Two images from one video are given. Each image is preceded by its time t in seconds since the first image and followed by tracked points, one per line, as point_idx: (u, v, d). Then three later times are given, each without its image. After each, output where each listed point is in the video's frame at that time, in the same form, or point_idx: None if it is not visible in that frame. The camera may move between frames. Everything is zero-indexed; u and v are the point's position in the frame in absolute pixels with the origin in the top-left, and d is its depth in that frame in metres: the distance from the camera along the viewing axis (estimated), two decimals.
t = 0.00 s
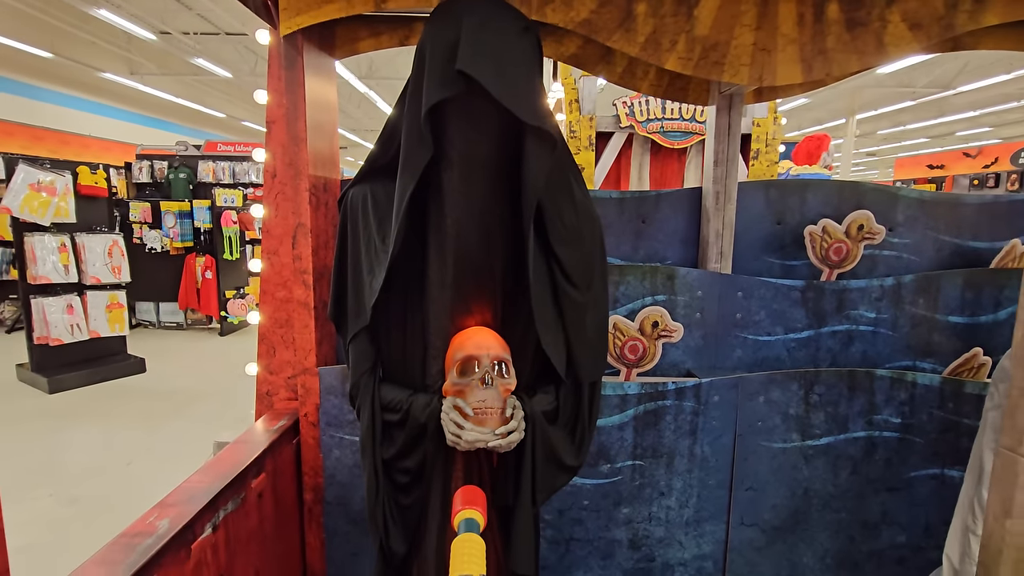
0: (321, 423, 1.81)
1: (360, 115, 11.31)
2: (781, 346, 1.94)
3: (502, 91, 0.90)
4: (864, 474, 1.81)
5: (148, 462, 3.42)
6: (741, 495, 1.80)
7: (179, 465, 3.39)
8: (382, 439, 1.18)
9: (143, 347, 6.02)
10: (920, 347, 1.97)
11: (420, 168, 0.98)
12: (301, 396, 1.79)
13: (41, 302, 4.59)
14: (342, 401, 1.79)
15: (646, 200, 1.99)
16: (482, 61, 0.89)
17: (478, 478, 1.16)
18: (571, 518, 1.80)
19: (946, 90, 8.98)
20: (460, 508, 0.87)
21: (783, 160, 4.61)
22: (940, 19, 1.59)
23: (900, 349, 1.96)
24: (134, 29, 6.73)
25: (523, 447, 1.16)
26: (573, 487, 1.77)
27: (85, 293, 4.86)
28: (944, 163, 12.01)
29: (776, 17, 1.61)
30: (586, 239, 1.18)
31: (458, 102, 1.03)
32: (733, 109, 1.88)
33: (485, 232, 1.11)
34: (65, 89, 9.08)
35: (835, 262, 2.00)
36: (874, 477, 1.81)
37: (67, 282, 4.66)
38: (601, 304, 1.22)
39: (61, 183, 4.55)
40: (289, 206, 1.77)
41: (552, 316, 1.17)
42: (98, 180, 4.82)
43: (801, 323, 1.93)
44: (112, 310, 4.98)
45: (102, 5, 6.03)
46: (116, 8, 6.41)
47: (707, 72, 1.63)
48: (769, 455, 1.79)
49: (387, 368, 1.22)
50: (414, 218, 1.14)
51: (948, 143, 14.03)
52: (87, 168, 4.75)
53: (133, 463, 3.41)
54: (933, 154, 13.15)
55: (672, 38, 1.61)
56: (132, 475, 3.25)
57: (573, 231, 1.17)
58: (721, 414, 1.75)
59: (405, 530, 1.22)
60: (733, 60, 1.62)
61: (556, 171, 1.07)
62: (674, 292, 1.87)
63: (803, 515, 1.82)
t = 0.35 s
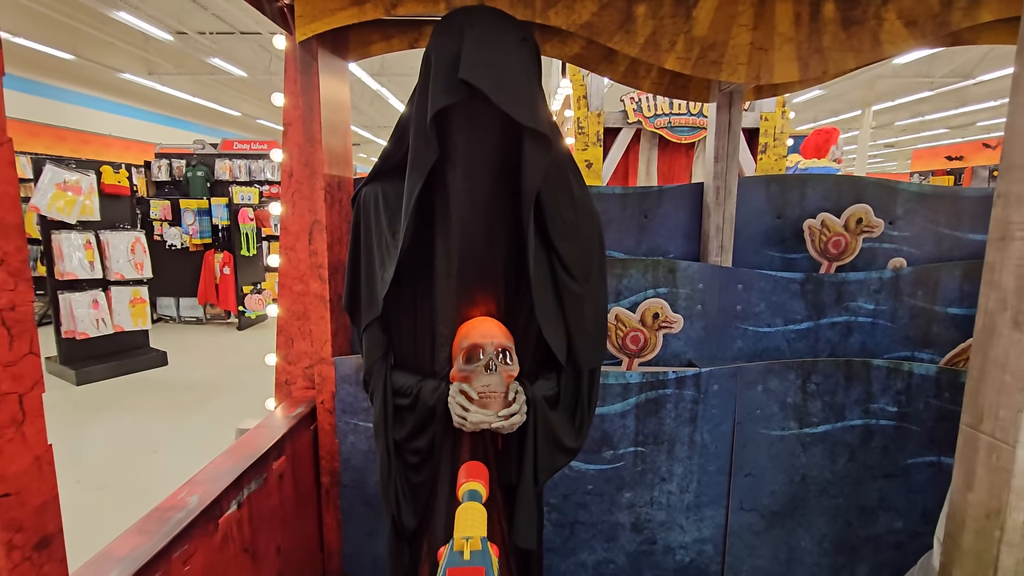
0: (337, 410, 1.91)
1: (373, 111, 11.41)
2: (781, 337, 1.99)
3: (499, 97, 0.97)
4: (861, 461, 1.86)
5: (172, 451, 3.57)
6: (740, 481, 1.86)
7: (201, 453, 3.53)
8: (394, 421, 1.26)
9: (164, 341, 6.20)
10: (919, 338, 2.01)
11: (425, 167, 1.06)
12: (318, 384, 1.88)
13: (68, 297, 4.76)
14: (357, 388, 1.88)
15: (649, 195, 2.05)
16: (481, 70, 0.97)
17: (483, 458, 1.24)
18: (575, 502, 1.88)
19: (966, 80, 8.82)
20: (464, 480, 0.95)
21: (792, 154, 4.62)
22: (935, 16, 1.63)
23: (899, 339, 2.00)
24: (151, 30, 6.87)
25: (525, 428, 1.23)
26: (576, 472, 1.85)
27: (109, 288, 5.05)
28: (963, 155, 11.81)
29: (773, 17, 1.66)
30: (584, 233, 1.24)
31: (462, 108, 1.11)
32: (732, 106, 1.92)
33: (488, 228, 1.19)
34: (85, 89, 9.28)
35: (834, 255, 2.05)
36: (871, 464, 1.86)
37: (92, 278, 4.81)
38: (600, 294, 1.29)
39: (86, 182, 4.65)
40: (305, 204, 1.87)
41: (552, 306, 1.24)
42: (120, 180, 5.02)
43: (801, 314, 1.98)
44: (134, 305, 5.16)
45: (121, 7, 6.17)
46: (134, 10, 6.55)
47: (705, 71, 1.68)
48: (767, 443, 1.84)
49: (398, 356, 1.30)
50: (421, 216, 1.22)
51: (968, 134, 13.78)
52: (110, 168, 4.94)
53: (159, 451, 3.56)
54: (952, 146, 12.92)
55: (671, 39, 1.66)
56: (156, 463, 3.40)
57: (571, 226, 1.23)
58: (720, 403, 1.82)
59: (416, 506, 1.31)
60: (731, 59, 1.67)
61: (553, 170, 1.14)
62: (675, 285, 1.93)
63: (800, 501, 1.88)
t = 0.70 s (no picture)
0: (352, 399, 2.00)
1: (382, 107, 11.48)
2: (782, 327, 2.03)
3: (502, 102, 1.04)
4: (860, 447, 1.90)
5: (194, 441, 3.70)
6: (741, 466, 1.92)
7: (222, 442, 3.66)
8: (406, 407, 1.34)
9: (183, 336, 6.36)
10: (919, 327, 2.04)
11: (433, 168, 1.13)
12: (334, 375, 1.97)
13: (92, 295, 4.85)
14: (371, 378, 1.97)
15: (652, 189, 2.10)
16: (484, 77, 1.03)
17: (491, 441, 1.31)
18: (581, 487, 1.95)
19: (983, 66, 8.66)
20: (472, 458, 1.03)
21: (800, 145, 4.62)
22: (932, 10, 1.67)
23: (900, 328, 2.03)
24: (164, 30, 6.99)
25: (530, 413, 1.30)
26: (582, 458, 1.93)
27: (130, 285, 5.18)
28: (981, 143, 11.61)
29: (771, 13, 1.70)
30: (585, 228, 1.30)
31: (467, 113, 1.17)
32: (733, 101, 1.96)
33: (493, 224, 1.25)
34: (102, 90, 9.45)
35: (834, 247, 2.08)
36: (870, 450, 1.90)
37: (115, 275, 4.90)
38: (601, 286, 1.35)
39: (107, 182, 4.78)
40: (320, 202, 1.95)
41: (555, 298, 1.30)
42: (139, 179, 5.24)
43: (802, 305, 2.02)
44: (155, 300, 5.33)
45: (136, 9, 6.28)
46: (148, 11, 6.65)
47: (706, 68, 1.72)
48: (768, 429, 1.90)
49: (410, 346, 1.37)
50: (430, 214, 1.29)
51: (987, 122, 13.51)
52: (129, 167, 5.14)
53: (182, 440, 3.70)
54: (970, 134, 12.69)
55: (672, 37, 1.70)
56: (180, 451, 3.53)
57: (573, 222, 1.29)
58: (721, 391, 1.87)
59: (427, 487, 1.39)
60: (731, 55, 1.71)
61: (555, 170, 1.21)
62: (678, 277, 1.98)
63: (801, 486, 1.94)
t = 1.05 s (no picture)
0: (363, 393, 2.07)
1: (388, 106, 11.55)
2: (781, 320, 2.08)
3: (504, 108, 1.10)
4: (857, 437, 1.95)
5: (208, 436, 3.80)
6: (740, 456, 1.97)
7: (234, 437, 3.76)
8: (416, 398, 1.40)
9: (194, 334, 6.47)
10: (916, 319, 2.08)
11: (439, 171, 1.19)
12: (345, 369, 2.04)
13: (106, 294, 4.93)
14: (381, 372, 2.04)
15: (653, 187, 2.16)
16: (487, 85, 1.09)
17: (497, 429, 1.38)
18: (586, 476, 2.01)
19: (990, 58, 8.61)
20: (479, 444, 1.10)
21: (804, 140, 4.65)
22: (925, 10, 1.71)
23: (897, 321, 2.07)
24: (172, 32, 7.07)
25: (534, 404, 1.36)
26: (586, 448, 1.99)
27: (143, 285, 5.26)
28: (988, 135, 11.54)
29: (767, 15, 1.74)
30: (586, 226, 1.36)
31: (472, 119, 1.24)
32: (731, 100, 2.00)
33: (497, 223, 1.31)
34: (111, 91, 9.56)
35: (832, 242, 2.13)
36: (867, 440, 1.95)
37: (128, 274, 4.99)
38: (602, 281, 1.40)
39: (120, 183, 4.87)
40: (331, 202, 2.02)
41: (558, 293, 1.36)
42: (151, 180, 5.32)
43: (800, 299, 2.07)
44: (167, 299, 5.40)
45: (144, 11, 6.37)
46: (156, 12, 6.74)
47: (704, 68, 1.77)
48: (766, 420, 1.95)
49: (419, 340, 1.44)
50: (438, 215, 1.35)
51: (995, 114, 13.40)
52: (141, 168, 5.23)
53: (195, 435, 3.80)
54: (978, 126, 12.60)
55: (670, 39, 1.75)
56: (194, 446, 3.63)
57: (574, 221, 1.35)
58: (721, 382, 1.93)
59: (437, 474, 1.45)
60: (728, 57, 1.76)
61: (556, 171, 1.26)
62: (679, 273, 2.03)
63: (799, 475, 1.99)
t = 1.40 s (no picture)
0: (370, 387, 2.12)
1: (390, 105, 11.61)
2: (778, 315, 2.12)
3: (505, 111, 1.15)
4: (853, 429, 2.00)
5: (217, 432, 3.87)
6: (739, 448, 2.02)
7: (242, 433, 3.83)
8: (422, 391, 1.45)
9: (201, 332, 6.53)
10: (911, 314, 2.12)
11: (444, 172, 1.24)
12: (352, 365, 2.10)
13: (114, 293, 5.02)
14: (387, 367, 2.09)
15: (652, 185, 2.21)
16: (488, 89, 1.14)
17: (501, 420, 1.43)
18: (587, 469, 2.07)
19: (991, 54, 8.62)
20: (483, 434, 1.14)
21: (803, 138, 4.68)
22: (917, 11, 1.74)
23: (893, 316, 2.11)
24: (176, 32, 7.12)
25: (536, 396, 1.41)
26: (588, 441, 2.04)
27: (150, 284, 5.29)
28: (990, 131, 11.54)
29: (762, 17, 1.78)
30: (586, 225, 1.41)
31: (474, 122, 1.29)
32: (728, 100, 2.04)
33: (500, 223, 1.36)
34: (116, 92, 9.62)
35: (827, 238, 2.17)
36: (863, 432, 2.00)
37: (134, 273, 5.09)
38: (601, 277, 1.45)
39: (126, 183, 4.91)
40: (337, 201, 2.07)
41: (558, 290, 1.41)
42: (157, 180, 5.35)
43: (798, 294, 2.11)
44: (175, 299, 5.40)
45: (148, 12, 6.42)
46: (159, 13, 6.79)
47: (700, 69, 1.81)
48: (764, 413, 1.99)
49: (425, 335, 1.49)
50: (442, 214, 1.40)
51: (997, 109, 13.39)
52: (148, 168, 5.28)
53: (205, 431, 3.87)
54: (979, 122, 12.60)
55: (667, 41, 1.79)
56: (204, 442, 3.70)
57: (574, 220, 1.40)
58: (719, 376, 1.97)
59: (443, 464, 1.51)
60: (724, 58, 1.80)
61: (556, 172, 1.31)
62: (678, 269, 2.07)
63: (796, 466, 2.03)
